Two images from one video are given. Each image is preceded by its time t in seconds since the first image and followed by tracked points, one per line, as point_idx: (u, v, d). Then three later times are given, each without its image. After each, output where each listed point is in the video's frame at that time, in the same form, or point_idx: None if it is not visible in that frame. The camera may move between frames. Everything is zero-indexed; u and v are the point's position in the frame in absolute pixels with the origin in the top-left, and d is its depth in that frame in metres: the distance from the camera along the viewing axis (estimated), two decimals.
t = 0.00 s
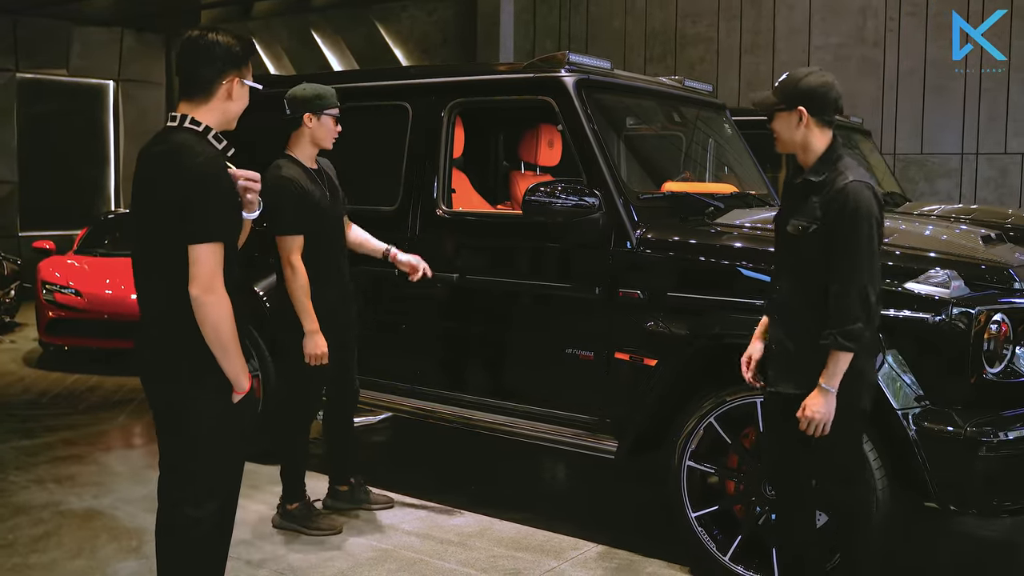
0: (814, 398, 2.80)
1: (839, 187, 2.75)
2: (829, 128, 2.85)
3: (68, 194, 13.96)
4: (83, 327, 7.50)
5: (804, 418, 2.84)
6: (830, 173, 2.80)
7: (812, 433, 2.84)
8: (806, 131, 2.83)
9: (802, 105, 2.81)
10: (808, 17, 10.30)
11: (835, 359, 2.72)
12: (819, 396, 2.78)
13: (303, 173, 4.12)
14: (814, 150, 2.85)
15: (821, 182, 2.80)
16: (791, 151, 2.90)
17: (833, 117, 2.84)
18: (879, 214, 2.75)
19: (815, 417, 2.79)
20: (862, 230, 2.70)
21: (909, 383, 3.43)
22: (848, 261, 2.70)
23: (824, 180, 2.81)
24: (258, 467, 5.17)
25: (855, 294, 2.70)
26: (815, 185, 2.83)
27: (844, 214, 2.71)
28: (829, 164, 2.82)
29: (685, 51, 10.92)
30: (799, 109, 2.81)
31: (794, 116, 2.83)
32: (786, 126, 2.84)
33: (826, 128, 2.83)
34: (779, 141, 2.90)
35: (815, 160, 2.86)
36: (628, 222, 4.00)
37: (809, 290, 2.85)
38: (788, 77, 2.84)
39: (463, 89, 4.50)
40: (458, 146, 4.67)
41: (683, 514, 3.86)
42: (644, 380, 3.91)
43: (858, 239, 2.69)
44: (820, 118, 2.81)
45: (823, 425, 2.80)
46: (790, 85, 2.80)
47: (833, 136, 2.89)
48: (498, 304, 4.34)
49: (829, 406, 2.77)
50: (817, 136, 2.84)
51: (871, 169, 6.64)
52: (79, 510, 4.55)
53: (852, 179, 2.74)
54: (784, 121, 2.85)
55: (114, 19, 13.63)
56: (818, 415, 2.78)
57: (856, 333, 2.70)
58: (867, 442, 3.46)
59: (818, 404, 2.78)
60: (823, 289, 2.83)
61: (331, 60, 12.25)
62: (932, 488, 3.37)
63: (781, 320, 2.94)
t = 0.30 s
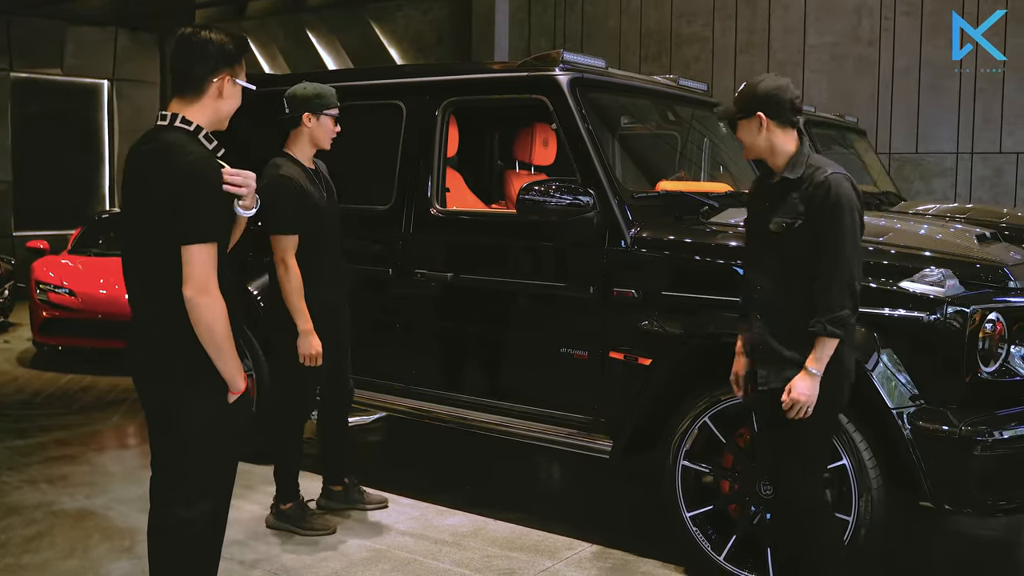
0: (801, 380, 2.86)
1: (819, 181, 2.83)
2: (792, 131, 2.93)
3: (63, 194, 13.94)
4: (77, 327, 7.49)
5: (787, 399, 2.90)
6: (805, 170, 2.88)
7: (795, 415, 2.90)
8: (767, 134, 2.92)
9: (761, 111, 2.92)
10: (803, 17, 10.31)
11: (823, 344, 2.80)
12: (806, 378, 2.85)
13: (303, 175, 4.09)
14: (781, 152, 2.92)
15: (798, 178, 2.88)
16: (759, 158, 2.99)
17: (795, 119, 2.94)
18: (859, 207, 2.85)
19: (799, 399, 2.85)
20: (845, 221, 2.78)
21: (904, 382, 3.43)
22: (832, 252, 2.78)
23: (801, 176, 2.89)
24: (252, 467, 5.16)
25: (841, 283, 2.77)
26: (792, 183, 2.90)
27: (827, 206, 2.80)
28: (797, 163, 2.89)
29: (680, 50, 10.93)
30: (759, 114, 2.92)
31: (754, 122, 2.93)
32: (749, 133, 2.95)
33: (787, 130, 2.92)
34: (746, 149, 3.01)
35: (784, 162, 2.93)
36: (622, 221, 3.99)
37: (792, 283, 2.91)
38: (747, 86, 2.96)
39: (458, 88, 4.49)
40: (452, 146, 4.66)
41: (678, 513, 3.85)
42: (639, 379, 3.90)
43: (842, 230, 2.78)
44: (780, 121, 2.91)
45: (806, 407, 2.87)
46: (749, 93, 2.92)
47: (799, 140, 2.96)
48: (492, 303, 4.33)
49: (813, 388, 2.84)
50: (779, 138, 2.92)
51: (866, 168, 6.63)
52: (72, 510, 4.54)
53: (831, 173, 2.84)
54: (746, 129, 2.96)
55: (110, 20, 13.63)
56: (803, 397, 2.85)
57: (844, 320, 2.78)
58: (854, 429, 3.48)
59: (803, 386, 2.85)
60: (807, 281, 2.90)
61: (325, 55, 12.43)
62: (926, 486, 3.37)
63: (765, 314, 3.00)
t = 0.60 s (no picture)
0: (795, 386, 2.86)
1: (804, 183, 2.84)
2: (784, 132, 2.93)
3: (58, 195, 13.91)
4: (71, 327, 7.47)
5: (784, 407, 2.90)
6: (793, 172, 2.89)
7: (794, 422, 2.89)
8: (758, 137, 2.92)
9: (750, 114, 2.91)
10: (798, 17, 10.32)
11: (815, 348, 2.80)
12: (800, 384, 2.85)
13: (296, 168, 4.08)
14: (772, 154, 2.92)
15: (786, 180, 2.89)
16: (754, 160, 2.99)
17: (786, 119, 2.92)
18: (846, 206, 2.84)
19: (795, 405, 2.85)
20: (830, 222, 2.77)
21: (899, 382, 3.42)
22: (817, 253, 2.77)
23: (788, 179, 2.89)
24: (247, 467, 5.14)
25: (828, 284, 2.77)
26: (780, 183, 2.91)
27: (811, 208, 2.80)
28: (787, 164, 2.90)
29: (676, 50, 10.93)
30: (747, 118, 2.92)
31: (744, 127, 2.94)
32: (740, 135, 2.96)
33: (779, 131, 2.91)
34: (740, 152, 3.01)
35: (776, 163, 2.93)
36: (618, 221, 3.98)
37: (784, 286, 2.91)
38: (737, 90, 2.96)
39: (453, 87, 4.48)
40: (447, 145, 4.65)
41: (673, 513, 3.84)
42: (634, 379, 3.89)
43: (827, 230, 2.77)
44: (770, 124, 2.91)
45: (803, 412, 2.86)
46: (737, 97, 2.93)
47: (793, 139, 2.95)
48: (487, 303, 4.32)
49: (809, 393, 2.84)
50: (771, 141, 2.92)
51: (860, 168, 6.64)
52: (65, 511, 4.52)
53: (817, 174, 2.84)
54: (738, 133, 2.97)
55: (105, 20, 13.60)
56: (798, 402, 2.84)
57: (833, 322, 2.76)
58: (849, 429, 3.46)
59: (799, 392, 2.84)
60: (796, 282, 2.90)
61: (320, 55, 12.42)
62: (921, 486, 3.36)
63: (759, 317, 3.00)
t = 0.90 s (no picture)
0: (780, 386, 2.90)
1: (805, 186, 2.85)
2: (790, 133, 2.93)
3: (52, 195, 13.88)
4: (65, 327, 7.46)
5: (769, 406, 2.93)
6: (793, 173, 2.90)
7: (777, 421, 2.93)
8: (764, 136, 2.92)
9: (759, 113, 2.90)
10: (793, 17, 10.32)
11: (802, 349, 2.83)
12: (786, 384, 2.88)
13: (292, 172, 4.08)
14: (775, 154, 2.92)
15: (787, 182, 2.90)
16: (754, 158, 2.98)
17: (792, 120, 2.92)
18: (844, 210, 2.85)
19: (779, 404, 2.88)
20: (827, 225, 2.79)
21: (893, 381, 3.44)
22: (812, 255, 2.79)
23: (789, 180, 2.90)
24: (242, 467, 5.14)
25: (820, 287, 2.79)
26: (781, 183, 2.92)
27: (810, 209, 2.81)
28: (789, 166, 2.91)
29: (671, 50, 10.94)
30: (754, 116, 2.91)
31: (751, 124, 2.92)
32: (745, 133, 2.95)
33: (785, 132, 2.91)
34: (742, 148, 3.00)
35: (778, 163, 2.94)
36: (613, 221, 3.99)
37: (777, 285, 2.93)
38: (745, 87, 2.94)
39: (449, 87, 4.48)
40: (441, 146, 4.66)
41: (668, 513, 3.85)
42: (629, 378, 3.90)
43: (823, 233, 2.78)
44: (778, 125, 2.90)
45: (787, 412, 2.90)
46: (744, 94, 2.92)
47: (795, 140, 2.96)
48: (483, 304, 4.32)
49: (795, 394, 2.88)
50: (775, 141, 2.92)
51: (854, 168, 6.65)
52: (61, 511, 4.52)
53: (818, 176, 2.85)
54: (743, 129, 2.95)
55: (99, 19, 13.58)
56: (783, 402, 2.88)
57: (822, 325, 2.79)
58: (844, 428, 3.48)
59: (784, 393, 2.88)
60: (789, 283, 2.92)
61: (315, 56, 12.39)
62: (915, 484, 3.37)
63: (750, 315, 3.02)
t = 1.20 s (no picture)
0: (825, 395, 2.87)
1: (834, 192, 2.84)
2: (812, 138, 2.94)
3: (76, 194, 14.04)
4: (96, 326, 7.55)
5: (813, 414, 2.90)
6: (823, 179, 2.90)
7: (820, 428, 2.92)
8: (788, 145, 2.93)
9: (780, 124, 2.91)
10: (818, 17, 10.33)
11: (846, 357, 2.81)
12: (831, 393, 2.85)
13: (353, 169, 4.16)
14: (799, 160, 2.93)
15: (816, 188, 2.90)
16: (777, 165, 3.01)
17: (811, 125, 2.93)
18: (874, 215, 2.86)
19: (827, 414, 2.86)
20: (860, 231, 2.78)
21: (923, 383, 3.42)
22: (846, 263, 2.79)
23: (818, 187, 2.91)
24: (269, 466, 5.17)
25: (857, 295, 2.79)
26: (809, 191, 2.92)
27: (842, 218, 2.80)
28: (816, 171, 2.91)
29: (695, 51, 10.96)
30: (776, 127, 2.92)
31: (774, 134, 2.94)
32: (768, 142, 2.96)
33: (806, 139, 2.93)
34: (764, 156, 3.02)
35: (802, 169, 2.95)
36: (639, 222, 3.99)
37: (810, 293, 2.92)
38: (762, 95, 2.94)
39: (476, 88, 4.49)
40: (467, 146, 4.67)
41: (696, 515, 3.86)
42: (657, 380, 3.90)
43: (856, 241, 2.78)
44: (800, 132, 2.91)
45: (834, 420, 2.88)
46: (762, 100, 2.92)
47: (817, 143, 2.97)
48: (510, 304, 4.32)
49: (840, 402, 2.85)
50: (800, 148, 2.93)
51: (881, 169, 6.61)
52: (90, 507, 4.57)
53: (846, 183, 2.84)
54: (766, 140, 2.96)
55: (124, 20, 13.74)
56: (830, 411, 2.86)
57: (861, 331, 2.79)
58: (874, 431, 3.46)
59: (830, 402, 2.85)
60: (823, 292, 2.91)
61: (339, 57, 12.45)
62: (944, 487, 3.36)
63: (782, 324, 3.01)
